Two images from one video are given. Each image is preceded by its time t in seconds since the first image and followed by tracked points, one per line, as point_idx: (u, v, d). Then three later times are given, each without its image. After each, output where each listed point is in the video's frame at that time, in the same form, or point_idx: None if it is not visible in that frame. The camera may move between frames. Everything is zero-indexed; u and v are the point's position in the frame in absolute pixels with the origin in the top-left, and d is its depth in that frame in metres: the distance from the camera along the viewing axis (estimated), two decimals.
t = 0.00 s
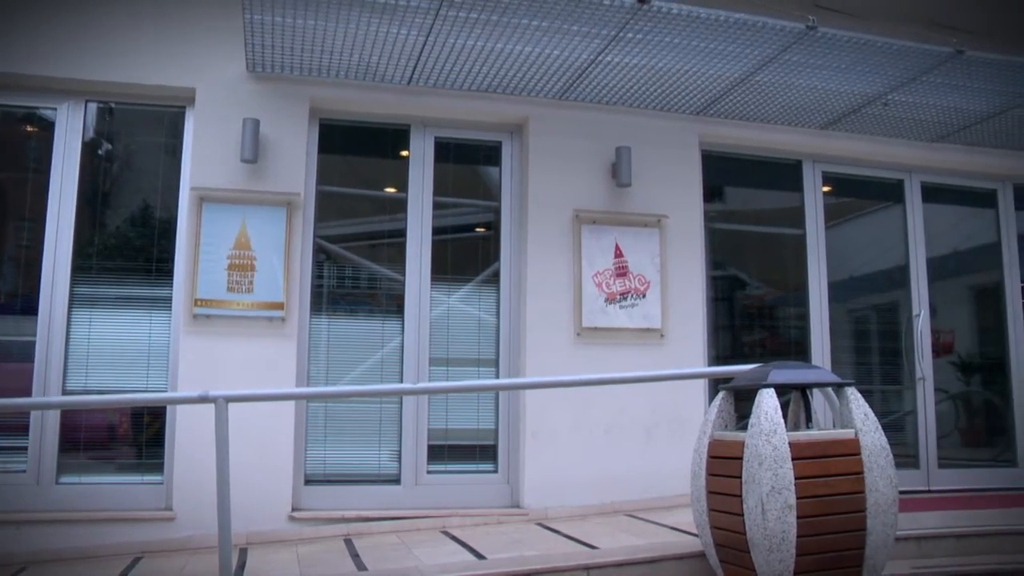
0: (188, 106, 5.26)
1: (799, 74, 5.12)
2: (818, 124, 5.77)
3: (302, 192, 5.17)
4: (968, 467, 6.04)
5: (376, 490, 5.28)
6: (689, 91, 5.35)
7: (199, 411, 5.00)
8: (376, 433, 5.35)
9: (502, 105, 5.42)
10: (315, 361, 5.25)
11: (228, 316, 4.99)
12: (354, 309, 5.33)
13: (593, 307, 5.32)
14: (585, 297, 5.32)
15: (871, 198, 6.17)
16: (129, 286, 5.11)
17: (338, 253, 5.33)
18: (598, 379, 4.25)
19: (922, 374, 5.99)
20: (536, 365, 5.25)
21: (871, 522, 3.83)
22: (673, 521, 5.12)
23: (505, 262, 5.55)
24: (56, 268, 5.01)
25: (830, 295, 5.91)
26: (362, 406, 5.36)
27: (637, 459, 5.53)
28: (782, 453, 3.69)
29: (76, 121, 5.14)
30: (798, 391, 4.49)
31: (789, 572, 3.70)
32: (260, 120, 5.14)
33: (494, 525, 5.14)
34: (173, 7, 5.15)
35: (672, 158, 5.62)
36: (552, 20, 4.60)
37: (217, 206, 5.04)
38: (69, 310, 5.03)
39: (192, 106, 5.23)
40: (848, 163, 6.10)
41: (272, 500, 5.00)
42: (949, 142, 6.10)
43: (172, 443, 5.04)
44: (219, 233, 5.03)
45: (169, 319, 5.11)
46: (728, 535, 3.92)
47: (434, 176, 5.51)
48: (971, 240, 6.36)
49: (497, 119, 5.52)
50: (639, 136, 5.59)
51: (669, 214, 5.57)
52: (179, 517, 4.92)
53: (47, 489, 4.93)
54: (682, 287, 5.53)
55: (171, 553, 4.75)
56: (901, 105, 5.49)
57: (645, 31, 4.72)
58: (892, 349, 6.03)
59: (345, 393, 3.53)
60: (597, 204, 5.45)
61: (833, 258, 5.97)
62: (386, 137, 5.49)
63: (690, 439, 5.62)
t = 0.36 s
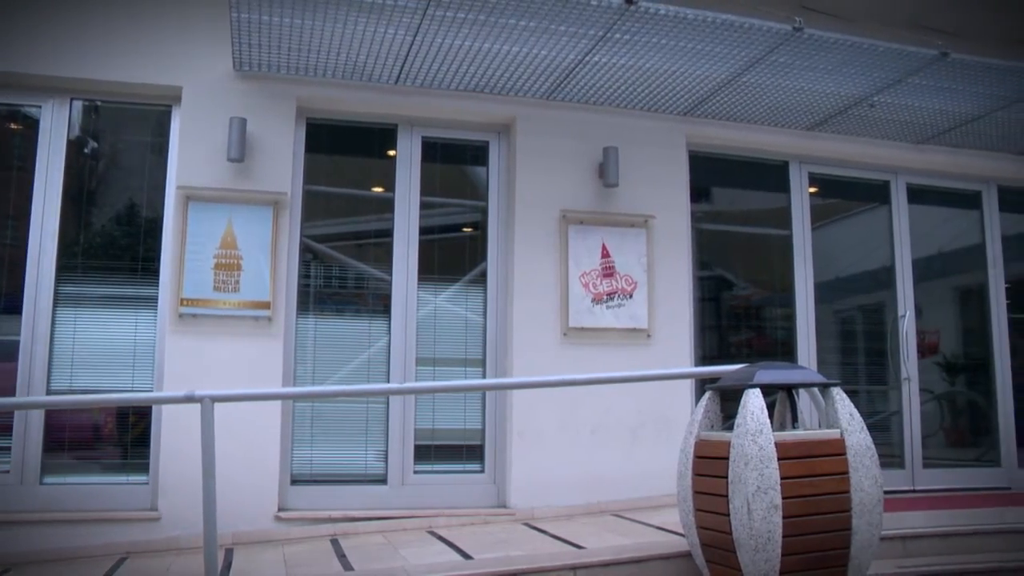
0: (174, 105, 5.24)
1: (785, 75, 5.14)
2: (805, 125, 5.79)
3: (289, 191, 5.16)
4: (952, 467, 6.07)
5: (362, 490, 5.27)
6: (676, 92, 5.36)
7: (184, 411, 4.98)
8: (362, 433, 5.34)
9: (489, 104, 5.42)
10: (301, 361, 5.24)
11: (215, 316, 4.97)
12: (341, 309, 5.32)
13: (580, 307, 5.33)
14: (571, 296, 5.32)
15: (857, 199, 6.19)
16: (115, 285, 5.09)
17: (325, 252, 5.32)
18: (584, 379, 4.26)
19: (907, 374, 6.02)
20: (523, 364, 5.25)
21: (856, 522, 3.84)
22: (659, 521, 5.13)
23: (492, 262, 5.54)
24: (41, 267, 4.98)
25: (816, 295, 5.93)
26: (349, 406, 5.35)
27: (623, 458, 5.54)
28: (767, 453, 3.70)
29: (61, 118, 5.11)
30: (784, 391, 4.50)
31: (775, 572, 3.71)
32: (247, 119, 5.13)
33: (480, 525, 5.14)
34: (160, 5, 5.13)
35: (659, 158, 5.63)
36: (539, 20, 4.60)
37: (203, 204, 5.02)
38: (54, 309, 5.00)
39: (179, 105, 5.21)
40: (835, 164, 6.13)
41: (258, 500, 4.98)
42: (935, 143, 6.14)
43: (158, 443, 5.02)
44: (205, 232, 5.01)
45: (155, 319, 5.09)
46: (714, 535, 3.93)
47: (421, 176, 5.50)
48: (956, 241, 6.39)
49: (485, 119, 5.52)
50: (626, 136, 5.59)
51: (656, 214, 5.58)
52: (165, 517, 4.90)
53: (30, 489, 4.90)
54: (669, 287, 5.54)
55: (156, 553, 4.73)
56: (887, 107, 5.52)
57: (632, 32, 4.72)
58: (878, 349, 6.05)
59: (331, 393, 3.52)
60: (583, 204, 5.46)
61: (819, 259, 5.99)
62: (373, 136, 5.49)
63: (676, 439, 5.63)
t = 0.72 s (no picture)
0: (161, 103, 5.22)
1: (773, 76, 5.15)
2: (792, 126, 5.80)
3: (276, 191, 5.15)
4: (938, 467, 6.09)
5: (349, 490, 5.26)
6: (664, 92, 5.37)
7: (170, 410, 4.96)
8: (349, 433, 5.33)
9: (477, 105, 5.42)
10: (289, 360, 5.23)
11: (202, 315, 4.95)
12: (329, 308, 5.31)
13: (568, 308, 5.33)
14: (559, 296, 5.32)
15: (844, 200, 6.21)
16: (101, 284, 5.07)
17: (312, 252, 5.31)
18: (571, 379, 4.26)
19: (893, 375, 6.04)
20: (510, 365, 5.24)
21: (843, 522, 3.86)
22: (646, 521, 5.14)
23: (480, 262, 5.54)
24: (26, 266, 4.95)
25: (803, 296, 5.95)
26: (336, 406, 5.34)
27: (611, 459, 5.54)
28: (754, 453, 3.71)
29: (47, 116, 5.08)
30: (771, 392, 4.52)
31: (762, 571, 3.72)
32: (235, 118, 5.11)
33: (467, 525, 5.14)
34: (151, 4, 5.11)
35: (647, 158, 5.64)
36: (528, 20, 4.60)
37: (189, 203, 5.00)
38: (39, 308, 4.97)
39: (166, 103, 5.19)
40: (822, 165, 6.15)
41: (244, 500, 4.96)
42: (922, 145, 6.17)
43: (144, 443, 5.00)
44: (192, 231, 4.99)
45: (142, 318, 5.07)
46: (701, 535, 3.94)
47: (409, 176, 5.50)
48: (942, 242, 6.42)
49: (473, 119, 5.52)
50: (614, 136, 5.60)
51: (644, 215, 5.58)
52: (150, 517, 4.88)
53: (15, 489, 4.87)
54: (656, 287, 5.55)
55: (141, 554, 4.71)
56: (874, 108, 5.54)
57: (620, 32, 4.73)
58: (865, 349, 6.07)
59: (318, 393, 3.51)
60: (571, 205, 5.46)
61: (806, 259, 6.01)
62: (361, 136, 5.48)
63: (664, 439, 5.64)
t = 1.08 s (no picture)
0: (146, 101, 5.19)
1: (758, 77, 5.16)
2: (777, 127, 5.82)
3: (261, 190, 5.13)
4: (921, 467, 6.12)
5: (334, 489, 5.25)
6: (650, 93, 5.38)
7: (154, 410, 4.94)
8: (334, 433, 5.32)
9: (463, 105, 5.42)
10: (274, 360, 5.21)
11: (186, 315, 4.93)
12: (315, 308, 5.30)
13: (553, 308, 5.33)
14: (545, 296, 5.33)
15: (829, 201, 6.23)
16: (84, 283, 5.04)
17: (298, 251, 5.30)
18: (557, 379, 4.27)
19: (877, 375, 6.07)
20: (496, 365, 5.24)
21: (827, 521, 3.87)
22: (631, 521, 5.15)
23: (465, 262, 5.54)
24: (8, 264, 4.92)
25: (788, 297, 5.97)
26: (321, 406, 5.32)
27: (596, 459, 5.55)
28: (738, 453, 3.72)
29: (31, 114, 5.05)
30: (755, 392, 4.54)
31: (745, 571, 3.73)
32: (220, 116, 5.09)
33: (453, 525, 5.14)
34: (153, 3, 5.11)
35: (633, 158, 5.65)
36: (514, 20, 4.60)
37: (174, 202, 4.98)
38: (22, 308, 4.93)
39: (150, 101, 5.17)
40: (808, 166, 6.17)
41: (228, 500, 4.94)
42: (906, 147, 6.20)
43: (127, 443, 4.98)
44: (177, 230, 4.97)
45: (126, 317, 5.04)
46: (686, 535, 3.95)
47: (395, 176, 5.49)
48: (926, 243, 6.46)
49: (459, 119, 5.51)
50: (600, 137, 5.61)
51: (630, 215, 5.59)
52: (134, 517, 4.86)
53: None
54: (642, 287, 5.56)
55: (125, 554, 4.69)
56: (859, 110, 5.56)
57: (606, 33, 4.73)
58: (849, 350, 6.10)
59: (301, 393, 3.51)
60: (557, 205, 5.46)
61: (791, 260, 6.03)
62: (346, 135, 5.46)
63: (649, 439, 5.65)
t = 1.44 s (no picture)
0: (127, 99, 5.16)
1: (741, 78, 5.18)
2: (760, 129, 5.84)
3: (244, 188, 5.11)
4: (902, 467, 6.16)
5: (316, 489, 5.23)
6: (633, 94, 5.39)
7: (135, 410, 4.91)
8: (316, 433, 5.30)
9: (447, 104, 5.41)
10: (256, 360, 5.19)
11: (168, 314, 4.91)
12: (297, 307, 5.28)
13: (536, 308, 5.33)
14: (527, 296, 5.33)
15: (812, 202, 6.26)
16: (64, 282, 4.99)
17: (280, 250, 5.28)
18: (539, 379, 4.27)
19: (859, 376, 6.10)
20: (478, 365, 5.24)
21: (808, 521, 3.89)
22: (613, 521, 5.15)
23: (448, 262, 5.54)
24: None
25: (771, 298, 5.99)
26: (303, 405, 5.31)
27: (578, 459, 5.56)
28: (720, 453, 3.73)
29: (10, 112, 5.00)
30: (737, 392, 4.55)
31: (726, 570, 3.75)
32: (202, 115, 5.07)
33: (435, 525, 5.13)
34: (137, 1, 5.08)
35: (616, 159, 5.66)
36: (497, 20, 4.60)
37: (155, 201, 4.96)
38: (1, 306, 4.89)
39: (132, 99, 5.14)
40: (791, 168, 6.19)
41: (209, 500, 4.92)
42: (888, 149, 6.24)
43: (107, 443, 4.94)
44: (158, 229, 4.94)
45: (106, 316, 5.01)
46: (667, 535, 3.97)
47: (377, 176, 5.48)
48: (907, 245, 6.50)
49: (441, 119, 5.51)
50: (584, 137, 5.61)
51: (613, 216, 5.60)
52: (114, 518, 4.83)
53: None
54: (625, 287, 5.57)
55: (104, 555, 4.66)
56: (841, 112, 5.59)
57: (590, 34, 4.73)
58: (831, 350, 6.13)
59: (282, 393, 3.50)
60: (540, 205, 5.46)
61: (773, 261, 6.05)
62: (329, 134, 5.45)
63: (630, 439, 5.66)
